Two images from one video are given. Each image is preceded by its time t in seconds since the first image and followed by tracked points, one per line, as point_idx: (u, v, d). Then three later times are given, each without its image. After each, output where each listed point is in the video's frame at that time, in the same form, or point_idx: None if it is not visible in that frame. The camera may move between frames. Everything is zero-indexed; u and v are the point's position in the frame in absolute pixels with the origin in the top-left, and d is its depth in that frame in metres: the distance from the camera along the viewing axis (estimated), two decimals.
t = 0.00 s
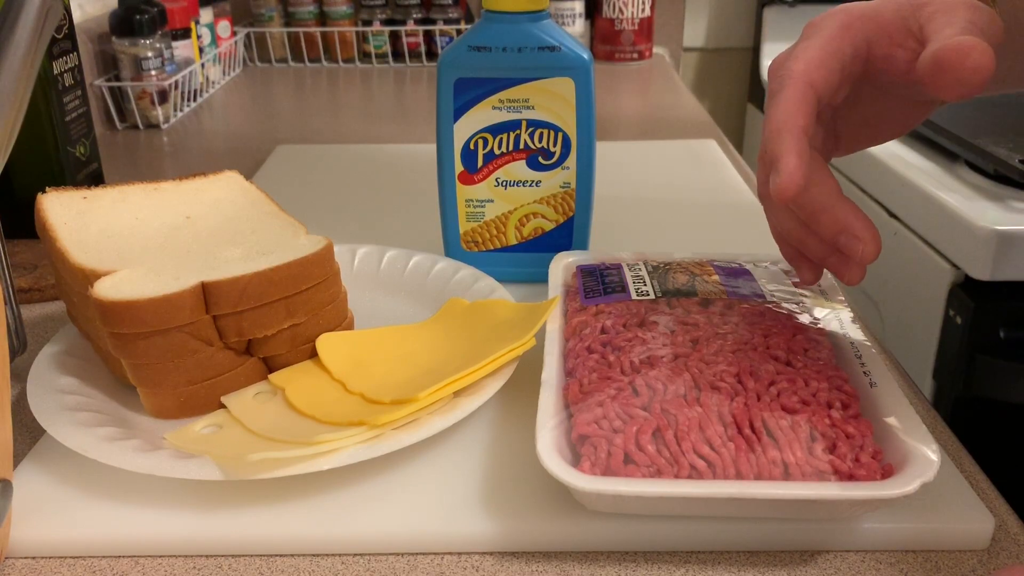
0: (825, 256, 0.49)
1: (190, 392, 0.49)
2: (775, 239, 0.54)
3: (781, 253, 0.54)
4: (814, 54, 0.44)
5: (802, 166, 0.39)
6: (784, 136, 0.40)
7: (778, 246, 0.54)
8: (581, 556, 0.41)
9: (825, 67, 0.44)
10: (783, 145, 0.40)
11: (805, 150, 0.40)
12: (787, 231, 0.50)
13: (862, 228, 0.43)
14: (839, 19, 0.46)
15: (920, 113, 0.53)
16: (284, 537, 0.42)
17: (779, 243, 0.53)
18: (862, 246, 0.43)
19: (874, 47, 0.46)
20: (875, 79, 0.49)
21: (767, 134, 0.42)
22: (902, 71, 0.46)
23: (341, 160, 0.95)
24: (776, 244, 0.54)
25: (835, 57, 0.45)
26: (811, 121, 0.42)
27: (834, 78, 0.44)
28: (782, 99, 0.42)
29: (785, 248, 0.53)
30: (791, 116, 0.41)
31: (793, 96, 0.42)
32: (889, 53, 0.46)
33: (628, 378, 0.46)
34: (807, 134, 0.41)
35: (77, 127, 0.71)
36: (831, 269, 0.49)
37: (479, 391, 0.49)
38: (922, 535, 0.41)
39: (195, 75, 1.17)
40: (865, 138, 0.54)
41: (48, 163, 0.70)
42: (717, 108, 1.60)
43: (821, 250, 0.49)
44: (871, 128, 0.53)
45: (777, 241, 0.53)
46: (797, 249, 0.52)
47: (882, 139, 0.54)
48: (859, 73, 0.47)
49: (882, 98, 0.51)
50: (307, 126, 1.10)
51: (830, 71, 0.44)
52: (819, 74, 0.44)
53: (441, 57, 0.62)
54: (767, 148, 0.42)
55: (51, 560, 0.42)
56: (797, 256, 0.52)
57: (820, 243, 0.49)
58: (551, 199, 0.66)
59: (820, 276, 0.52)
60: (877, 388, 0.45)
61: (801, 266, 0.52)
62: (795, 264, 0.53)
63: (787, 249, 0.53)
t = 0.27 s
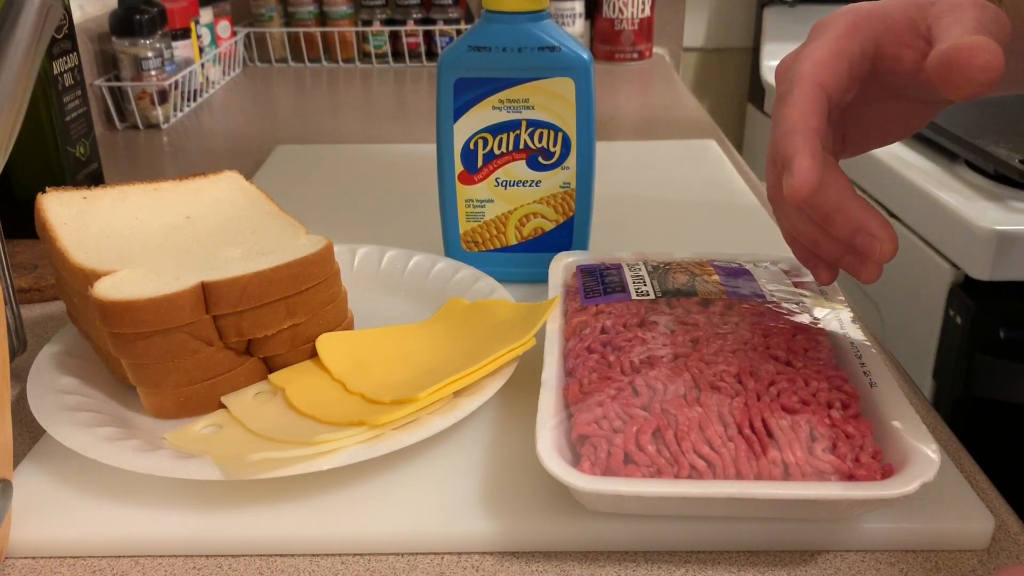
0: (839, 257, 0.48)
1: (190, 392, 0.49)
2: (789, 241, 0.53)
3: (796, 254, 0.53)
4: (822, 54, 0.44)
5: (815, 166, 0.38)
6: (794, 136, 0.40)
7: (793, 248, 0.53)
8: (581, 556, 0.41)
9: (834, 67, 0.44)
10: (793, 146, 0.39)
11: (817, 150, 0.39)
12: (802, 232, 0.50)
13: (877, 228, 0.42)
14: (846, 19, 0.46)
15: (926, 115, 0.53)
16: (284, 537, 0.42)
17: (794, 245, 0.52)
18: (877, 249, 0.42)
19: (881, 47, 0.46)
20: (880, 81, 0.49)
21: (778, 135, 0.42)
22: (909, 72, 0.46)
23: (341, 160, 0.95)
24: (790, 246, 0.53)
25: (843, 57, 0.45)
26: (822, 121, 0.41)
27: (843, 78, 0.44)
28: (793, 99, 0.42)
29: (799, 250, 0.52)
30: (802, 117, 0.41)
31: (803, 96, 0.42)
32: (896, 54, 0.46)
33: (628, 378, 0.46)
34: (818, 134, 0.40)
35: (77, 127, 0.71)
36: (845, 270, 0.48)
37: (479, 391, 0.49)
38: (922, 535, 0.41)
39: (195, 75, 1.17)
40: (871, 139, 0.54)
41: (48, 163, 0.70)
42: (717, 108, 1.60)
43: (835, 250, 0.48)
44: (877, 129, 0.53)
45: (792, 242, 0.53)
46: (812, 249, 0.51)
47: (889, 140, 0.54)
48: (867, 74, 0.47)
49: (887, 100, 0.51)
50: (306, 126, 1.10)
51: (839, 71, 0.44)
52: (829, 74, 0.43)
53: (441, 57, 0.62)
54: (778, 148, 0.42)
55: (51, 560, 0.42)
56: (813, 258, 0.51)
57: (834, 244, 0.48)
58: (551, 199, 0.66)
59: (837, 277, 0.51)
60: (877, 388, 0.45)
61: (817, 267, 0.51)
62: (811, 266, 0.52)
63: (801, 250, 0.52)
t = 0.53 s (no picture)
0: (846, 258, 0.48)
1: (190, 392, 0.49)
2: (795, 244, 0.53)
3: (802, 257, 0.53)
4: (824, 57, 0.44)
5: (819, 169, 0.38)
6: (797, 139, 0.40)
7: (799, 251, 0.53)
8: (581, 556, 0.41)
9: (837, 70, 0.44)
10: (796, 149, 0.39)
11: (822, 152, 0.39)
12: (806, 233, 0.50)
13: (882, 230, 0.42)
14: (848, 22, 0.46)
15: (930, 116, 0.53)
16: (284, 537, 0.42)
17: (799, 247, 0.53)
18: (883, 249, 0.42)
19: (883, 48, 0.46)
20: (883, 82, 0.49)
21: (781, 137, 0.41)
22: (912, 74, 0.46)
23: (340, 160, 0.95)
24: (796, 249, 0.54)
25: (845, 59, 0.45)
26: (825, 123, 0.41)
27: (846, 80, 0.44)
28: (796, 101, 0.42)
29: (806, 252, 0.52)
30: (805, 119, 0.40)
31: (807, 99, 0.42)
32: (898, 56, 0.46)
33: (628, 378, 0.46)
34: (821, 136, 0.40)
35: (77, 127, 0.71)
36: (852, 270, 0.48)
37: (479, 391, 0.49)
38: (922, 535, 0.41)
39: (195, 75, 1.17)
40: (875, 140, 0.54)
41: (48, 163, 0.70)
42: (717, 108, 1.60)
43: (842, 251, 0.49)
44: (881, 130, 0.53)
45: (797, 245, 0.53)
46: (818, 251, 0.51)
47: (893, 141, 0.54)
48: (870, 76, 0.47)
49: (891, 100, 0.51)
50: (306, 126, 1.10)
51: (842, 73, 0.44)
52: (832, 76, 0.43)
53: (441, 57, 0.62)
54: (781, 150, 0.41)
55: (52, 560, 0.42)
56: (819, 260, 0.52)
57: (839, 245, 0.48)
58: (551, 199, 0.66)
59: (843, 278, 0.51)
60: (877, 387, 0.45)
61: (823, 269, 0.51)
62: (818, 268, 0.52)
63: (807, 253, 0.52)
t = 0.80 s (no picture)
0: (852, 258, 0.48)
1: (190, 392, 0.49)
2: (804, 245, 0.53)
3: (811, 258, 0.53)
4: (832, 55, 0.44)
5: (830, 170, 0.38)
6: (807, 139, 0.40)
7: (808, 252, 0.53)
8: (581, 556, 0.41)
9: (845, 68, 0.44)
10: (806, 149, 0.39)
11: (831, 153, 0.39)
12: (813, 233, 0.50)
13: (891, 228, 0.41)
14: (854, 20, 0.46)
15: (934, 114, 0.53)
16: (284, 537, 0.42)
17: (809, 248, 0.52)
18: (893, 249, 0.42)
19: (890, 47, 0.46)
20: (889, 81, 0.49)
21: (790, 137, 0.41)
22: (919, 72, 0.46)
23: (340, 160, 0.95)
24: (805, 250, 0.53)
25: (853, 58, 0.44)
26: (834, 123, 0.41)
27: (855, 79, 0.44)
28: (804, 101, 0.42)
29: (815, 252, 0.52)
30: (814, 119, 0.40)
31: (815, 98, 0.42)
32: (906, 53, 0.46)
33: (628, 378, 0.46)
34: (832, 136, 0.40)
35: (77, 127, 0.71)
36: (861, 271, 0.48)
37: (479, 391, 0.49)
38: (922, 535, 0.41)
39: (195, 75, 1.17)
40: (880, 138, 0.54)
41: (48, 163, 0.70)
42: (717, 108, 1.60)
43: (848, 251, 0.49)
44: (886, 128, 0.53)
45: (806, 245, 0.53)
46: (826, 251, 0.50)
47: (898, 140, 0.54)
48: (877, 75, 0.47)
49: (895, 99, 0.51)
50: (306, 126, 1.10)
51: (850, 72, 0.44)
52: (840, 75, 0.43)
53: (442, 57, 0.62)
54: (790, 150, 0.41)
55: (52, 559, 0.42)
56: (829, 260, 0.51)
57: (848, 244, 0.48)
58: (551, 199, 0.66)
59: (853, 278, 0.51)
60: (877, 387, 0.45)
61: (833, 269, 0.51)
62: (827, 269, 0.52)
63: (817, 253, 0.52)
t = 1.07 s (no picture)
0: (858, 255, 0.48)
1: (190, 392, 0.49)
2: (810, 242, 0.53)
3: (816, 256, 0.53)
4: (840, 51, 0.44)
5: (840, 166, 0.38)
6: (816, 135, 0.40)
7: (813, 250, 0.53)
8: (581, 556, 0.41)
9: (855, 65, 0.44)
10: (817, 145, 0.39)
11: (842, 150, 0.39)
12: (818, 229, 0.50)
13: (900, 225, 0.41)
14: (862, 14, 0.46)
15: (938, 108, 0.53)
16: (284, 537, 0.42)
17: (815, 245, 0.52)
18: (900, 246, 0.41)
19: (898, 42, 0.45)
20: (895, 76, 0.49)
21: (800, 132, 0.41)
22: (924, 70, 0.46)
23: (341, 160, 0.95)
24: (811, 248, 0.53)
25: (860, 54, 0.44)
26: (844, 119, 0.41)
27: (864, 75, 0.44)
28: (812, 96, 0.42)
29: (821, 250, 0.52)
30: (823, 114, 0.40)
31: (824, 94, 0.41)
32: (913, 49, 0.45)
33: (628, 378, 0.46)
34: (842, 132, 0.40)
35: (77, 127, 0.71)
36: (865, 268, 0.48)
37: (480, 391, 0.49)
38: (922, 535, 0.41)
39: (195, 75, 1.17)
40: (885, 133, 0.54)
41: (48, 163, 0.70)
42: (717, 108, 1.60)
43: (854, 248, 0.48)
44: (889, 124, 0.53)
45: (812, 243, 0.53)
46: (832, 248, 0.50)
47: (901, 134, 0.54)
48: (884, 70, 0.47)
49: (900, 95, 0.51)
50: (306, 126, 1.10)
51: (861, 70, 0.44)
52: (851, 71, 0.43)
53: (441, 57, 0.62)
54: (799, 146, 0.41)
55: (51, 560, 0.42)
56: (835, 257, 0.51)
57: (854, 240, 0.48)
58: (551, 199, 0.66)
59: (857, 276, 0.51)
60: (877, 387, 0.45)
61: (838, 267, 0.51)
62: (833, 267, 0.52)
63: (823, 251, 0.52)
